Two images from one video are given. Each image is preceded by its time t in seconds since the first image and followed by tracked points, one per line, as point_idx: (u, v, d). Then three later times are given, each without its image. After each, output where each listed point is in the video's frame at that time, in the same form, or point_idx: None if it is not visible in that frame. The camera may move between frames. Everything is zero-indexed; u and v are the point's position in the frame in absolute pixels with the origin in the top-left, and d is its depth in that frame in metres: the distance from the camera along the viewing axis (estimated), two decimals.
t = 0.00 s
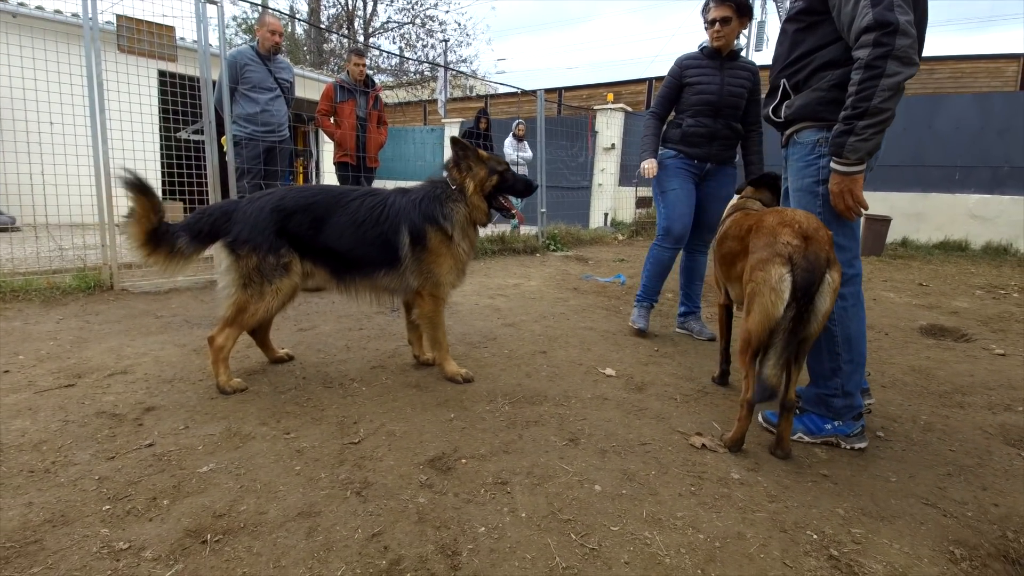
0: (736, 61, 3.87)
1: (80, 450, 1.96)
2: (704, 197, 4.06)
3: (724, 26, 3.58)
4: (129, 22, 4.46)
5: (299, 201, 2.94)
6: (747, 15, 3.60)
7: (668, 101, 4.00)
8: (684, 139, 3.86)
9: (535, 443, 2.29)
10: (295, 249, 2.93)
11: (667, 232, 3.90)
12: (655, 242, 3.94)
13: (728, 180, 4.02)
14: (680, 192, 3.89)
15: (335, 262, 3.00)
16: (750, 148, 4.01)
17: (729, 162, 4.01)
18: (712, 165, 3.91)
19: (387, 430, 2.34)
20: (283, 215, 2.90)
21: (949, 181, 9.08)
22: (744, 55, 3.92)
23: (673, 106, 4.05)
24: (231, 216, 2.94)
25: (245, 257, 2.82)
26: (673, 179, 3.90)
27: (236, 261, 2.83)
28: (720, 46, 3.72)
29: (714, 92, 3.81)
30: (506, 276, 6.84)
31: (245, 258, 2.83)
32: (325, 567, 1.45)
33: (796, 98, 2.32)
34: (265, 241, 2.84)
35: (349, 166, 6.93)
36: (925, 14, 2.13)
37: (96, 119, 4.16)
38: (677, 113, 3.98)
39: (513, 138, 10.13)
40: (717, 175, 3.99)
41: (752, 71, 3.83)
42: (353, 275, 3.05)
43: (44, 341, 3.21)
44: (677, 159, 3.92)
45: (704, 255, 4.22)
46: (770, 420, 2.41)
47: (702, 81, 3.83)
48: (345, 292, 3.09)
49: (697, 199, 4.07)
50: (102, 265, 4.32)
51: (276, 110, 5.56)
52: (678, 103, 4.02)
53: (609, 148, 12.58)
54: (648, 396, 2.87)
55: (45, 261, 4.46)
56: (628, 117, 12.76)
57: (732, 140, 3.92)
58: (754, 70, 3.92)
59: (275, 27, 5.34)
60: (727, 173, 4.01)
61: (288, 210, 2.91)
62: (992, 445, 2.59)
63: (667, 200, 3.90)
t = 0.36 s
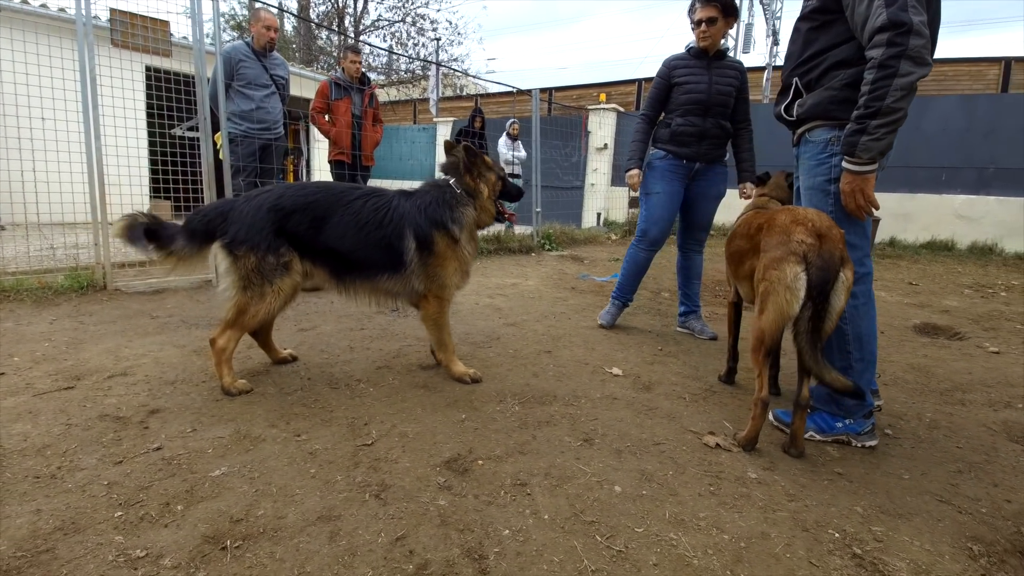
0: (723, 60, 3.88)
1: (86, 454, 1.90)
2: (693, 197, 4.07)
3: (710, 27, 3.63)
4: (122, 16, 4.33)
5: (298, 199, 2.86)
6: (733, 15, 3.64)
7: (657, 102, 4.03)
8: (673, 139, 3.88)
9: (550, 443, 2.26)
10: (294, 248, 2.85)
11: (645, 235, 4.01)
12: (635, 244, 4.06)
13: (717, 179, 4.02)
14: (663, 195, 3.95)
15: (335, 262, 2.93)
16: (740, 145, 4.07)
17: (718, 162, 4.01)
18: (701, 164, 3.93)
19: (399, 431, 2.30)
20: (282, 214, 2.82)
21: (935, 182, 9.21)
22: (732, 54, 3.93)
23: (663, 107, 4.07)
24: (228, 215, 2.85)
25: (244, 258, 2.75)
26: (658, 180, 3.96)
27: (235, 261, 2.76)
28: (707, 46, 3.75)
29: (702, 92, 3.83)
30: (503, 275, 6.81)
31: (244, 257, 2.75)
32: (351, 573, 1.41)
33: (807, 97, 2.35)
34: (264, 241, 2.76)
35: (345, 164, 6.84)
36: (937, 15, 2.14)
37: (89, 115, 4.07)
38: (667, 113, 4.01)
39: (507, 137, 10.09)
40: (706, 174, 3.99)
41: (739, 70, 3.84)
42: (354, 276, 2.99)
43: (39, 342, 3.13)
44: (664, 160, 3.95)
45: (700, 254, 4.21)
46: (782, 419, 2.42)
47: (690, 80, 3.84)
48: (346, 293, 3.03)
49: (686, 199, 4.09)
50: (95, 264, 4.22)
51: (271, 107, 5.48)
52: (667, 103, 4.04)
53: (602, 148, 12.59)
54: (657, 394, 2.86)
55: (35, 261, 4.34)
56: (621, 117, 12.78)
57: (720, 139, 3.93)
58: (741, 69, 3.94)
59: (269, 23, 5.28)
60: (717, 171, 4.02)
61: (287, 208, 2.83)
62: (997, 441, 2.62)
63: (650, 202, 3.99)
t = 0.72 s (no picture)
0: (711, 58, 3.87)
1: (104, 455, 1.87)
2: (683, 196, 4.06)
3: (695, 26, 3.65)
4: (123, 12, 4.26)
5: (301, 194, 2.81)
6: (717, 14, 3.66)
7: (647, 102, 4.05)
8: (660, 137, 3.91)
9: (570, 443, 2.22)
10: (297, 243, 2.81)
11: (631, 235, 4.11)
12: (628, 245, 4.15)
13: (706, 177, 3.99)
14: (649, 195, 4.01)
15: (337, 259, 2.87)
16: (731, 143, 4.06)
17: (709, 160, 3.99)
18: (689, 162, 3.92)
19: (418, 431, 2.29)
20: (285, 209, 2.76)
21: (930, 182, 9.31)
22: (721, 52, 3.91)
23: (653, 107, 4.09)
24: (230, 210, 2.81)
25: (245, 254, 2.70)
26: (644, 180, 4.02)
27: (237, 258, 2.71)
28: (693, 46, 3.76)
29: (689, 90, 3.84)
30: (505, 274, 6.79)
31: (246, 254, 2.70)
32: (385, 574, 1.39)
33: (828, 95, 2.36)
34: (266, 235, 2.71)
35: (346, 163, 6.77)
36: (958, 13, 2.14)
37: (91, 112, 4.01)
38: (656, 113, 4.03)
39: (506, 137, 10.05)
40: (694, 173, 3.98)
41: (726, 68, 3.83)
42: (356, 275, 2.93)
43: (44, 343, 3.08)
44: (651, 160, 3.99)
45: (701, 253, 4.17)
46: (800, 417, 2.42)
47: (676, 79, 3.85)
48: (348, 293, 2.96)
49: (677, 198, 4.08)
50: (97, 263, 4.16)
51: (272, 105, 5.42)
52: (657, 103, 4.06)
53: (600, 148, 12.60)
54: (672, 393, 2.85)
55: (37, 260, 4.29)
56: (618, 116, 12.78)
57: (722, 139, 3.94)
58: (730, 67, 3.92)
59: (270, 20, 5.24)
60: (706, 169, 3.99)
61: (291, 203, 2.78)
62: (1011, 439, 2.63)
63: (636, 203, 4.06)
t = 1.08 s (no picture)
0: (700, 54, 3.81)
1: (128, 458, 1.83)
2: (677, 194, 4.03)
3: (681, 24, 3.65)
4: (132, 9, 4.24)
5: (315, 188, 2.70)
6: (705, 10, 3.65)
7: (640, 100, 4.12)
8: (648, 134, 3.95)
9: (598, 444, 2.18)
10: (310, 239, 2.71)
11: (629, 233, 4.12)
12: (629, 243, 4.15)
13: (696, 174, 3.96)
14: (642, 192, 4.01)
15: (354, 252, 2.79)
16: (721, 140, 3.96)
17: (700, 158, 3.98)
18: (675, 159, 3.90)
19: (443, 431, 2.25)
20: (299, 204, 2.66)
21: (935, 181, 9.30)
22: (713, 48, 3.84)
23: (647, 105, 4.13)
24: (240, 206, 2.67)
25: (261, 252, 2.61)
26: (635, 178, 4.04)
27: (250, 257, 2.62)
28: (681, 43, 3.76)
29: (674, 88, 3.83)
30: (513, 274, 6.75)
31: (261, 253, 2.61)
32: None
33: (862, 91, 2.45)
34: (281, 231, 2.62)
35: (354, 162, 6.75)
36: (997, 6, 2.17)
37: (101, 111, 3.98)
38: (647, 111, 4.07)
39: (510, 136, 10.01)
40: (684, 170, 3.96)
41: (715, 64, 3.75)
42: (371, 269, 2.86)
43: (57, 343, 3.04)
44: (641, 157, 4.01)
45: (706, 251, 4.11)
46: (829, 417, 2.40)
47: (663, 77, 3.88)
48: (364, 288, 2.87)
49: (671, 196, 4.07)
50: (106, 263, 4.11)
51: (281, 104, 5.39)
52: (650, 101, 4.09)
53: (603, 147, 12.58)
54: (696, 392, 2.81)
55: (46, 260, 4.25)
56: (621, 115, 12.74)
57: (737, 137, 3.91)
58: (722, 62, 3.82)
59: (279, 18, 5.17)
60: (695, 167, 3.96)
61: (305, 197, 2.68)
62: None
63: (631, 201, 4.08)
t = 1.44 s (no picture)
0: (695, 49, 3.72)
1: (145, 460, 1.80)
2: (677, 191, 3.93)
3: (682, 20, 3.58)
4: (136, 5, 4.23)
5: (332, 181, 2.69)
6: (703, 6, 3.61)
7: (635, 98, 4.04)
8: (644, 132, 3.87)
9: (618, 444, 2.15)
10: (332, 233, 2.69)
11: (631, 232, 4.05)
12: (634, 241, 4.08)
13: (695, 170, 3.86)
14: (643, 191, 3.92)
15: (373, 240, 2.83)
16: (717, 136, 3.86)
17: (699, 154, 3.86)
18: (672, 156, 3.81)
19: (462, 432, 2.23)
20: (318, 198, 2.64)
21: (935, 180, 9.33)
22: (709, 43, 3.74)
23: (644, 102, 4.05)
24: (258, 208, 2.57)
25: (288, 250, 2.55)
26: (634, 177, 3.95)
27: (275, 255, 2.55)
28: (679, 40, 3.68)
29: (669, 84, 3.75)
30: (517, 273, 6.72)
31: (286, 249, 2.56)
32: None
33: (883, 90, 2.46)
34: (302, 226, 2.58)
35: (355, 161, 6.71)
36: None
37: (104, 110, 3.93)
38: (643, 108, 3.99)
39: (511, 135, 9.98)
40: (682, 168, 3.87)
41: (709, 59, 3.66)
42: (387, 254, 2.92)
43: (63, 344, 3.00)
44: (638, 155, 3.93)
45: (711, 247, 4.03)
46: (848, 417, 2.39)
47: (656, 74, 3.80)
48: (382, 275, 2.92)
49: (671, 194, 3.98)
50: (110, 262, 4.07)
51: (284, 102, 5.35)
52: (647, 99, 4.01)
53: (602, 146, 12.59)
54: (710, 392, 2.79)
55: (49, 260, 4.21)
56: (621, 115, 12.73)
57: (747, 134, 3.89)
58: (717, 57, 3.71)
59: (281, 15, 5.12)
60: (693, 163, 3.85)
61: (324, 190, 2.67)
62: None
63: (631, 201, 3.99)
